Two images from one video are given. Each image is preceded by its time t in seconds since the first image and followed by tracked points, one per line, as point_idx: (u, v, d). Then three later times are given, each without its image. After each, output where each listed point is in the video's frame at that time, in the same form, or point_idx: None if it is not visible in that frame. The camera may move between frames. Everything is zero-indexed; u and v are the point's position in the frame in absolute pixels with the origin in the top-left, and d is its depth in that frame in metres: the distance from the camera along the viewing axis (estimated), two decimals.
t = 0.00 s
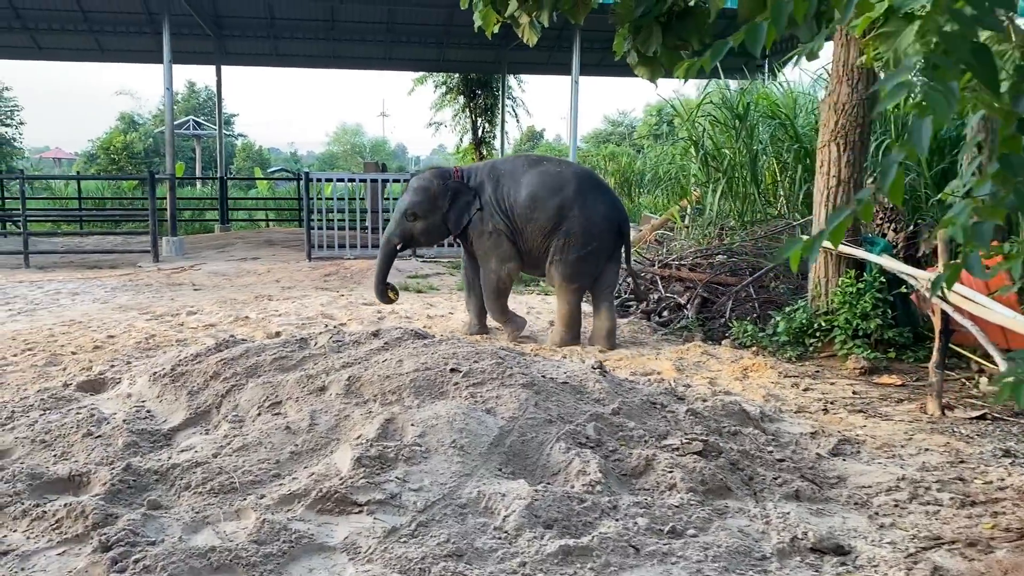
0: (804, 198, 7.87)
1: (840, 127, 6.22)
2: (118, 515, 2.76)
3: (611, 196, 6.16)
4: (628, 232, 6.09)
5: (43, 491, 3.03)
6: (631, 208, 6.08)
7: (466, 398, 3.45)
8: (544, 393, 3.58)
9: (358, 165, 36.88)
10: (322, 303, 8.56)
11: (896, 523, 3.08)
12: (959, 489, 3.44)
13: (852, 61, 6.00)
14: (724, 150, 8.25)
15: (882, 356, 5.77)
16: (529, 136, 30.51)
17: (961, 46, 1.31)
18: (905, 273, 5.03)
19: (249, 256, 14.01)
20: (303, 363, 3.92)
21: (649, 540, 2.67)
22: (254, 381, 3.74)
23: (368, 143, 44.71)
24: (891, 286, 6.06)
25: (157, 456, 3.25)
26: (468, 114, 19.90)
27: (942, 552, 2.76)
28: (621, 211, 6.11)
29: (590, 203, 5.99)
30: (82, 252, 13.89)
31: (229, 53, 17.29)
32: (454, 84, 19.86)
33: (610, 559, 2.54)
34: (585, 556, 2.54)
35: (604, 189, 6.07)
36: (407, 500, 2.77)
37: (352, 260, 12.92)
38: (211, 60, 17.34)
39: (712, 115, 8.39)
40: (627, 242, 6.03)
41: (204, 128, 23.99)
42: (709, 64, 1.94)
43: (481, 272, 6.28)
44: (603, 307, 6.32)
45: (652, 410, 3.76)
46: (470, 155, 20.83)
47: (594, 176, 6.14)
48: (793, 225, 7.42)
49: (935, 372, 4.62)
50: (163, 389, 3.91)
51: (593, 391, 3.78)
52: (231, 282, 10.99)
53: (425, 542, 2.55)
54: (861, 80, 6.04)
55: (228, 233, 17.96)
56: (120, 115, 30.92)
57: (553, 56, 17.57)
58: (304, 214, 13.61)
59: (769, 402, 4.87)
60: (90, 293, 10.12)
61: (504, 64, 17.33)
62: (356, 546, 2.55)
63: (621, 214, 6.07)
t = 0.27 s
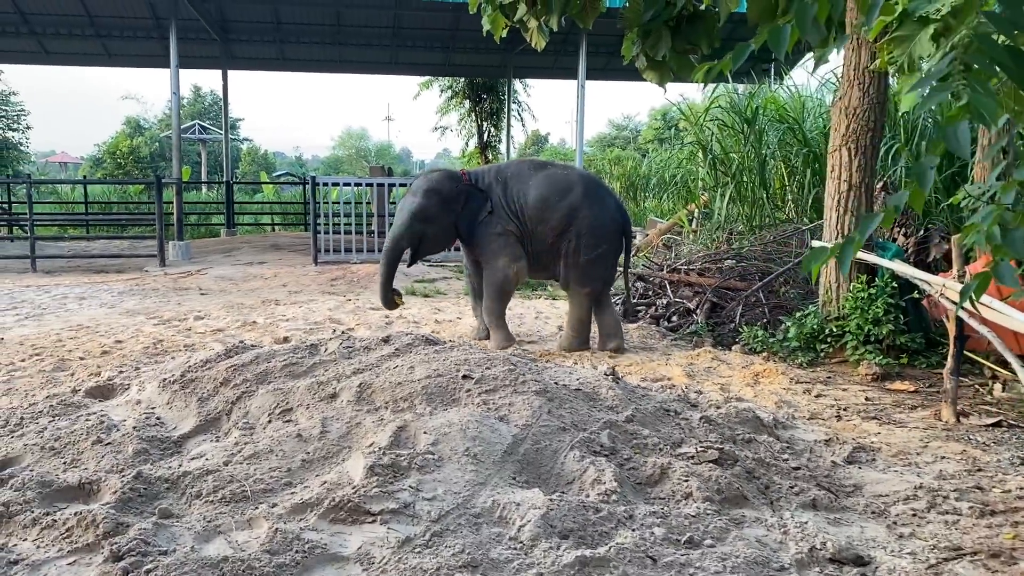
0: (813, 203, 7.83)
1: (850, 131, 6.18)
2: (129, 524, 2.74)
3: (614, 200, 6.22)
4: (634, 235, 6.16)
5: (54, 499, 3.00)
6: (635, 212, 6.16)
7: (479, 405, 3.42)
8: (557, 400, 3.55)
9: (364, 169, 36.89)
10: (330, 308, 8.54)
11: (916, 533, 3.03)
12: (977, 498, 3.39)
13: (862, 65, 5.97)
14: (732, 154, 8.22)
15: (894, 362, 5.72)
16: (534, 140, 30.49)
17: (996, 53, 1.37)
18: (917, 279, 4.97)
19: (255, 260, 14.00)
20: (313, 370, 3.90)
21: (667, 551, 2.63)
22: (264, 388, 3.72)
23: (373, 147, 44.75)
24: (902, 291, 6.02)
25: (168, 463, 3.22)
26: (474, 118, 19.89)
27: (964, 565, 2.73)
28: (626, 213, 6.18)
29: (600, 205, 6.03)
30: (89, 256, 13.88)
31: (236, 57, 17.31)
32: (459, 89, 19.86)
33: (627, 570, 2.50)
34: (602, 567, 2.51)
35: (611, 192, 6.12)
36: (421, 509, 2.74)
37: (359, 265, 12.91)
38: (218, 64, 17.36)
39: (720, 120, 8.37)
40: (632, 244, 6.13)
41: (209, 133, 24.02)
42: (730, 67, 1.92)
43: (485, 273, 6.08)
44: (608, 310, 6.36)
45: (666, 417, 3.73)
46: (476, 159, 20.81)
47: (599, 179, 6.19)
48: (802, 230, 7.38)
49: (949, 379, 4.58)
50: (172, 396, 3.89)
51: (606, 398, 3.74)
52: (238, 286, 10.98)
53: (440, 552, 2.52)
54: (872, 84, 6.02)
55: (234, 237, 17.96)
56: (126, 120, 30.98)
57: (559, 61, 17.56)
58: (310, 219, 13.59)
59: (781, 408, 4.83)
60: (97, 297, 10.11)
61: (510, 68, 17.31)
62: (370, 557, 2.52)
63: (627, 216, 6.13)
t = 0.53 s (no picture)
0: (817, 208, 7.81)
1: (855, 134, 6.18)
2: (139, 527, 2.74)
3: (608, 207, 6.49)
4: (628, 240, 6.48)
5: (64, 502, 3.00)
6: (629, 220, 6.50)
7: (488, 408, 3.42)
8: (565, 404, 3.55)
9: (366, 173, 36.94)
10: (334, 312, 8.55)
11: (925, 535, 3.03)
12: (986, 501, 3.39)
13: (869, 67, 5.97)
14: (736, 158, 8.23)
15: (900, 365, 5.72)
16: (536, 145, 30.53)
17: (1008, 53, 1.40)
18: (925, 281, 4.95)
19: (259, 264, 14.02)
20: (320, 373, 3.90)
21: (677, 554, 2.63)
22: (272, 391, 3.72)
23: (375, 151, 44.83)
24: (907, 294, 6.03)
25: (177, 466, 3.23)
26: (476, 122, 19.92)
27: (974, 568, 2.73)
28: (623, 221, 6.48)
29: (608, 211, 6.29)
30: (93, 260, 13.91)
31: (239, 62, 17.35)
32: (462, 93, 19.89)
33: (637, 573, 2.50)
34: (613, 570, 2.51)
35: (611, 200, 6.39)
36: (431, 512, 2.74)
37: (363, 269, 12.92)
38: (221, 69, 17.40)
39: (723, 123, 8.38)
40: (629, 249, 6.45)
41: (212, 137, 24.06)
42: (742, 70, 1.93)
43: (499, 278, 5.96)
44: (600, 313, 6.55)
45: (673, 420, 3.73)
46: (478, 163, 20.84)
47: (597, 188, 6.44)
48: (806, 233, 7.39)
49: (956, 383, 4.57)
50: (180, 399, 3.89)
51: (614, 402, 3.74)
52: (242, 290, 10.99)
53: (450, 555, 2.52)
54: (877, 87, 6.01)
55: (237, 241, 17.99)
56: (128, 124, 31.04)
57: (561, 65, 17.59)
58: (313, 223, 13.61)
59: (788, 412, 4.82)
60: (102, 301, 10.13)
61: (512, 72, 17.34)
62: (380, 559, 2.52)
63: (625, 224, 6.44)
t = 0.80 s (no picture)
0: (818, 211, 7.78)
1: (857, 139, 6.21)
2: (152, 529, 2.75)
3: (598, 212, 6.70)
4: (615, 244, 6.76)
5: (75, 505, 3.02)
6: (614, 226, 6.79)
7: (497, 411, 3.44)
8: (574, 406, 3.56)
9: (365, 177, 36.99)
10: (338, 315, 8.56)
11: (933, 537, 3.05)
12: (993, 503, 3.41)
13: (871, 72, 5.99)
14: (739, 162, 8.26)
15: (904, 368, 5.74)
16: (535, 148, 30.59)
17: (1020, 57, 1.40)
18: (929, 284, 4.93)
19: (260, 268, 14.03)
20: (328, 376, 3.92)
21: (688, 555, 2.65)
22: (281, 394, 3.74)
23: (374, 155, 44.86)
24: (909, 298, 6.05)
25: (187, 469, 3.24)
26: (476, 126, 19.96)
27: (983, 570, 2.74)
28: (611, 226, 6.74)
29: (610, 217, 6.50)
30: (95, 264, 13.92)
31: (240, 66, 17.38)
32: (462, 97, 19.93)
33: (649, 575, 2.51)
34: (624, 572, 2.52)
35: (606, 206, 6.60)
36: (443, 514, 2.75)
37: (364, 272, 12.94)
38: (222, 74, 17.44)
39: (725, 128, 8.41)
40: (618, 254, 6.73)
41: (212, 141, 24.08)
42: (757, 74, 1.94)
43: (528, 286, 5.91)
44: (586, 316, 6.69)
45: (680, 423, 3.74)
46: (478, 167, 20.87)
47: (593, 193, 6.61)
48: (809, 237, 7.41)
49: (960, 386, 4.58)
50: (189, 402, 3.91)
51: (622, 404, 3.76)
52: (244, 294, 11.01)
53: (463, 557, 2.53)
54: (879, 92, 6.04)
55: (238, 245, 18.01)
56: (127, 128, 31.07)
57: (562, 69, 17.63)
58: (315, 227, 13.63)
59: (792, 415, 4.84)
60: (104, 305, 10.15)
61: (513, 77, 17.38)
62: (393, 561, 2.53)
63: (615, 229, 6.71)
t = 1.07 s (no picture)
0: (815, 214, 7.80)
1: (855, 142, 6.25)
2: (161, 530, 2.77)
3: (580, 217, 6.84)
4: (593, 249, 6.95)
5: (83, 506, 3.03)
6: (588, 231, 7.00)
7: (501, 413, 3.46)
8: (577, 408, 3.59)
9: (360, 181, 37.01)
10: (337, 319, 8.58)
11: (934, 537, 3.08)
12: (992, 503, 3.44)
13: (869, 76, 6.03)
14: (736, 166, 8.30)
15: (902, 370, 5.78)
16: (531, 152, 30.64)
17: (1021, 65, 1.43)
18: (926, 286, 4.96)
19: (258, 272, 14.04)
20: (333, 379, 3.94)
21: (694, 555, 2.67)
22: (286, 397, 3.75)
23: (369, 159, 44.88)
24: (907, 300, 6.10)
25: (194, 471, 3.26)
26: (473, 130, 19.99)
27: (985, 568, 2.78)
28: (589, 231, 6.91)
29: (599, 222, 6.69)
30: (92, 268, 13.92)
31: (237, 69, 17.41)
32: (459, 101, 19.96)
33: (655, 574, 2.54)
34: (631, 571, 2.55)
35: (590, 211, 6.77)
36: (451, 515, 2.78)
37: (362, 276, 12.96)
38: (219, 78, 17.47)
39: (723, 131, 8.45)
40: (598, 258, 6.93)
41: (208, 145, 24.08)
42: (765, 79, 1.97)
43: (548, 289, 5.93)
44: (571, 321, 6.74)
45: (683, 425, 3.77)
46: (475, 171, 20.90)
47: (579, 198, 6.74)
48: (806, 240, 7.46)
49: (958, 388, 4.62)
50: (194, 404, 3.93)
51: (625, 406, 3.78)
52: (242, 297, 11.02)
53: (471, 557, 2.55)
54: (876, 95, 6.09)
55: (235, 249, 18.01)
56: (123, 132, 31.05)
57: (558, 73, 17.70)
58: (312, 230, 13.64)
59: (792, 417, 4.87)
60: (102, 309, 10.15)
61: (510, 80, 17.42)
62: (402, 561, 2.56)
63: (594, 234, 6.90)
